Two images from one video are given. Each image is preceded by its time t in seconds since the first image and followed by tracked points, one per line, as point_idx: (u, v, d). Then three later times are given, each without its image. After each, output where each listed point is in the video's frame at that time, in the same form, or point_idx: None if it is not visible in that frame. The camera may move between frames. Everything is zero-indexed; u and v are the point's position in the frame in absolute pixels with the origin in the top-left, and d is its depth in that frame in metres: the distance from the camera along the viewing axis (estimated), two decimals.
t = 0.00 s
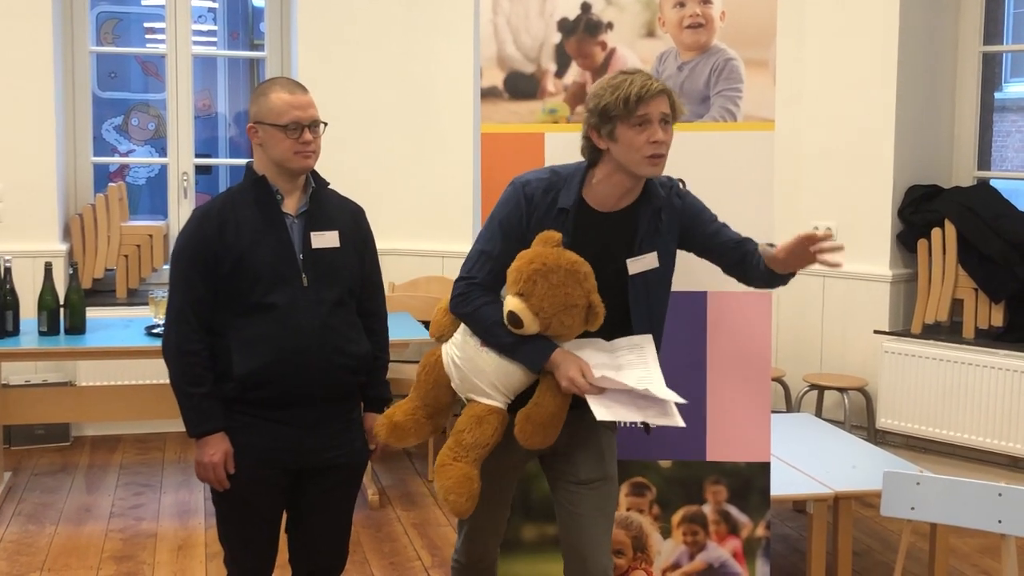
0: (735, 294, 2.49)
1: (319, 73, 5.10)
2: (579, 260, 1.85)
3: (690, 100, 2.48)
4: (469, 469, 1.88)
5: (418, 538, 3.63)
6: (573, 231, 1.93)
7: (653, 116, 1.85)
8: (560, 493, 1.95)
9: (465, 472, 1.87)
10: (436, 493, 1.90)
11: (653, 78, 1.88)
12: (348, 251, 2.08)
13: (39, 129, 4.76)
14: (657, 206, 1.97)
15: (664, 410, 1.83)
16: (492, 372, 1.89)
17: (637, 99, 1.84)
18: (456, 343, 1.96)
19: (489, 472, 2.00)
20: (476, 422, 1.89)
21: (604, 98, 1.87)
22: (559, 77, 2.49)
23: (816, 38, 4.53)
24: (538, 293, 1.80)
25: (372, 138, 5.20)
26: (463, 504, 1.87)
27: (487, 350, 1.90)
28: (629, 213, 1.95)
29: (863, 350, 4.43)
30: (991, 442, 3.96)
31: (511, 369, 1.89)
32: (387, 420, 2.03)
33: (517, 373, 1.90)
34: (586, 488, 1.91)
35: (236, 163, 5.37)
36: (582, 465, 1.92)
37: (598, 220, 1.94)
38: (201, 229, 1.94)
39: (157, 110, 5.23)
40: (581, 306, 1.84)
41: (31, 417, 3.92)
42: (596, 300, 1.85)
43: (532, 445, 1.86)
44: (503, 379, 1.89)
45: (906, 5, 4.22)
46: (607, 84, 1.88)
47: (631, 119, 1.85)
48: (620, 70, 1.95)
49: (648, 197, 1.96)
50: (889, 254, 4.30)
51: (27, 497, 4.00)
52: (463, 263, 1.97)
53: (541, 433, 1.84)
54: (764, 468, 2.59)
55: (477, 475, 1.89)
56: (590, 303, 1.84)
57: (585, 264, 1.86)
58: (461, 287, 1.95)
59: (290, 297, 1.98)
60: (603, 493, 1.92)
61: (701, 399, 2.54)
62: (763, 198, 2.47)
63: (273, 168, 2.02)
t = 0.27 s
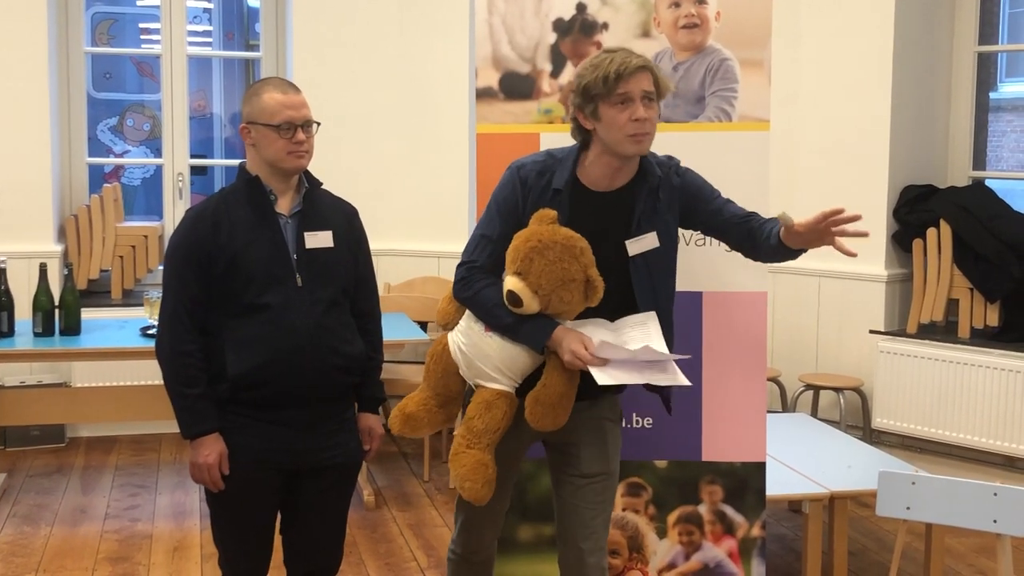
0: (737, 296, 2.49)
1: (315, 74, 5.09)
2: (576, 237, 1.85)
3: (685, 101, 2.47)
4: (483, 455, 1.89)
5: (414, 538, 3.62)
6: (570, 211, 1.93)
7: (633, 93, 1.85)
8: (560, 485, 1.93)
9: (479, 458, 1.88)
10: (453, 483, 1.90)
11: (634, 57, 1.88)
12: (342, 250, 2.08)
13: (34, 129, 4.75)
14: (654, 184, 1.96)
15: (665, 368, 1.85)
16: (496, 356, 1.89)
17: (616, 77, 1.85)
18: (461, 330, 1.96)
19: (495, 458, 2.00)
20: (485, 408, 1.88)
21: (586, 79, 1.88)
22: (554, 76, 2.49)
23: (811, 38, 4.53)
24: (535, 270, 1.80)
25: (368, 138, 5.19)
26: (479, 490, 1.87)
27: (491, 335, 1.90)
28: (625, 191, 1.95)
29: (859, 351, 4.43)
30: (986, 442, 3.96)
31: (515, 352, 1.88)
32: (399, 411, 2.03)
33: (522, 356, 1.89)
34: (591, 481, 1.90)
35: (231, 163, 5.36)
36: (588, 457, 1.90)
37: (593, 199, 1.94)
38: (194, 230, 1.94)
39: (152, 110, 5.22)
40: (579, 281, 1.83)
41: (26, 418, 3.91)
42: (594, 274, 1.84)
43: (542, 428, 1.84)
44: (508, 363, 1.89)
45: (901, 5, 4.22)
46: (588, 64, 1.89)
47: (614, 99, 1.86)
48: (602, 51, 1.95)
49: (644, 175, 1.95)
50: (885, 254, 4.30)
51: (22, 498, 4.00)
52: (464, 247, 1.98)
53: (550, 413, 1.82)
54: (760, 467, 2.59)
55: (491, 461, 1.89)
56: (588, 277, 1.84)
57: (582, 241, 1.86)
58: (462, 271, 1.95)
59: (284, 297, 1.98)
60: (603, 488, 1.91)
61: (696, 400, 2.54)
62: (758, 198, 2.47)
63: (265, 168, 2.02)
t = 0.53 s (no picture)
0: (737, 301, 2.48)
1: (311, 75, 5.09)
2: (559, 220, 1.81)
3: (682, 102, 2.47)
4: (480, 447, 1.84)
5: (411, 540, 3.62)
6: (554, 196, 1.87)
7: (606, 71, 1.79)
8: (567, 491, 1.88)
9: (475, 450, 1.84)
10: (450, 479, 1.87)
11: (604, 35, 1.83)
12: (339, 252, 2.08)
13: (31, 130, 4.75)
14: (639, 169, 1.88)
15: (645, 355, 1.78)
16: (490, 348, 1.85)
17: (588, 56, 1.80)
18: (462, 326, 1.93)
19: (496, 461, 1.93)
20: (480, 402, 1.84)
21: (557, 61, 1.82)
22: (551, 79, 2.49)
23: (808, 40, 4.54)
24: (513, 252, 1.76)
25: (365, 140, 5.20)
26: (474, 485, 1.83)
27: (485, 328, 1.87)
28: (608, 177, 1.88)
29: (856, 352, 4.43)
30: (983, 444, 3.97)
31: (509, 343, 1.85)
32: (405, 412, 1.99)
33: (517, 347, 1.85)
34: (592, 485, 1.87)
35: (228, 165, 5.36)
36: (589, 460, 1.86)
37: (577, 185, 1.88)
38: (191, 232, 1.94)
39: (149, 112, 5.22)
40: (558, 261, 1.77)
41: (22, 419, 3.91)
42: (575, 253, 1.78)
43: (534, 418, 1.80)
44: (503, 355, 1.85)
45: (897, 7, 4.23)
46: (558, 46, 1.84)
47: (587, 77, 1.80)
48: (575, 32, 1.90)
49: (628, 160, 1.88)
50: (881, 256, 4.31)
51: (20, 500, 3.99)
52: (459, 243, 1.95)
53: (538, 402, 1.78)
54: (757, 469, 2.58)
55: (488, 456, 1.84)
56: (568, 257, 1.78)
57: (565, 224, 1.81)
58: (456, 266, 1.92)
59: (281, 298, 1.98)
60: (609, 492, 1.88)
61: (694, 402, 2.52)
62: (755, 200, 2.47)
63: (262, 169, 2.02)
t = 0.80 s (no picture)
0: (735, 303, 2.48)
1: (310, 79, 5.09)
2: (534, 209, 1.86)
3: (681, 107, 2.46)
4: (471, 445, 1.85)
5: (410, 544, 3.62)
6: (539, 195, 1.92)
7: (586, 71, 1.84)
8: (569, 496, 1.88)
9: (467, 447, 1.85)
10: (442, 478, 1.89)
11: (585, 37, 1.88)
12: (337, 255, 2.09)
13: (30, 133, 4.75)
14: (623, 167, 1.92)
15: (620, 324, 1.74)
16: (477, 346, 1.87)
17: (569, 57, 1.85)
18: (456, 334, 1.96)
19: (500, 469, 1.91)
20: (469, 400, 1.86)
21: (538, 63, 1.87)
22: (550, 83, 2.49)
23: (806, 44, 4.55)
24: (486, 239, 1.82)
25: (364, 143, 5.20)
26: (460, 480, 1.84)
27: (473, 327, 1.89)
28: (592, 175, 1.92)
29: (854, 356, 4.44)
30: (983, 448, 3.97)
31: (494, 338, 1.86)
32: (407, 426, 1.99)
33: (504, 343, 1.86)
34: (595, 496, 1.86)
35: (227, 168, 5.36)
36: (591, 473, 1.85)
37: (559, 182, 1.92)
38: (189, 236, 1.94)
39: (148, 115, 5.22)
40: (531, 242, 1.81)
41: (21, 423, 3.90)
42: (547, 233, 1.81)
43: (520, 408, 1.81)
44: (490, 351, 1.86)
45: (895, 12, 4.24)
46: (540, 49, 1.90)
47: (569, 77, 1.85)
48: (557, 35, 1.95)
49: (611, 159, 1.93)
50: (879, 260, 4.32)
51: (18, 503, 3.98)
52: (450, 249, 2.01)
53: (521, 390, 1.79)
54: (756, 473, 2.58)
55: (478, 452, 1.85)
56: (540, 237, 1.81)
57: (542, 212, 1.86)
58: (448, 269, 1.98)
59: (279, 302, 1.98)
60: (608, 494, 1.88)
61: (693, 405, 2.51)
62: (754, 204, 2.47)
63: (260, 174, 2.02)
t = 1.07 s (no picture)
0: (734, 307, 2.48)
1: (310, 84, 5.10)
2: (524, 211, 1.86)
3: (679, 112, 2.47)
4: (467, 450, 1.86)
5: (409, 549, 3.62)
6: (529, 203, 1.92)
7: (571, 81, 1.84)
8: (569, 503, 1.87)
9: (464, 453, 1.85)
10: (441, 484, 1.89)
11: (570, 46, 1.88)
12: (338, 260, 2.09)
13: (30, 138, 4.75)
14: (609, 171, 1.93)
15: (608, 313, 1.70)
16: (470, 352, 1.88)
17: (555, 66, 1.85)
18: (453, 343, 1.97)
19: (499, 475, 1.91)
20: (465, 406, 1.86)
21: (524, 73, 1.88)
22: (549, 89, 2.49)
23: (805, 50, 4.56)
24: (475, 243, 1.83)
25: (364, 148, 5.20)
26: (458, 486, 1.84)
27: (467, 335, 1.90)
28: (580, 181, 1.92)
29: (853, 361, 4.44)
30: (982, 453, 3.97)
31: (487, 344, 1.87)
32: (405, 438, 1.98)
33: (497, 348, 1.86)
34: (593, 502, 1.85)
35: (227, 173, 5.37)
36: (588, 478, 1.84)
37: (547, 190, 1.92)
38: (189, 242, 1.95)
39: (148, 120, 5.23)
40: (520, 245, 1.81)
41: (20, 428, 3.90)
42: (535, 234, 1.81)
43: (513, 412, 1.81)
44: (484, 356, 1.86)
45: (894, 17, 4.24)
46: (527, 58, 1.90)
47: (555, 86, 1.85)
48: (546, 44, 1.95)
49: (597, 164, 1.93)
50: (878, 264, 4.32)
51: (17, 508, 3.98)
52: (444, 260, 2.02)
53: (513, 393, 1.80)
54: (755, 478, 2.58)
55: (476, 458, 1.85)
56: (529, 238, 1.81)
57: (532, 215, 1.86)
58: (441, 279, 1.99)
59: (280, 306, 1.98)
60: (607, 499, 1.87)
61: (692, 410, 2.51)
62: (753, 209, 2.47)
63: (261, 178, 2.02)
